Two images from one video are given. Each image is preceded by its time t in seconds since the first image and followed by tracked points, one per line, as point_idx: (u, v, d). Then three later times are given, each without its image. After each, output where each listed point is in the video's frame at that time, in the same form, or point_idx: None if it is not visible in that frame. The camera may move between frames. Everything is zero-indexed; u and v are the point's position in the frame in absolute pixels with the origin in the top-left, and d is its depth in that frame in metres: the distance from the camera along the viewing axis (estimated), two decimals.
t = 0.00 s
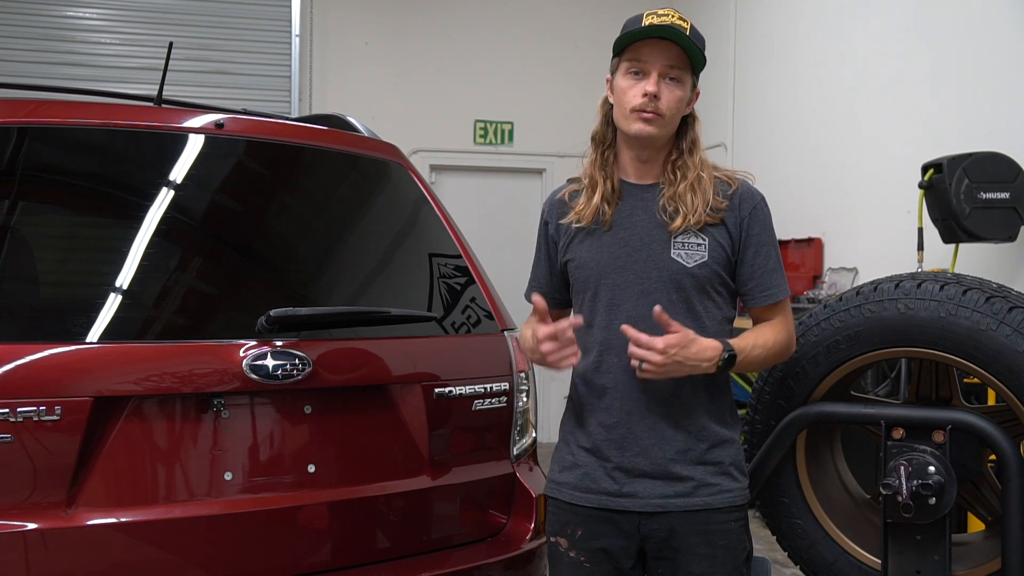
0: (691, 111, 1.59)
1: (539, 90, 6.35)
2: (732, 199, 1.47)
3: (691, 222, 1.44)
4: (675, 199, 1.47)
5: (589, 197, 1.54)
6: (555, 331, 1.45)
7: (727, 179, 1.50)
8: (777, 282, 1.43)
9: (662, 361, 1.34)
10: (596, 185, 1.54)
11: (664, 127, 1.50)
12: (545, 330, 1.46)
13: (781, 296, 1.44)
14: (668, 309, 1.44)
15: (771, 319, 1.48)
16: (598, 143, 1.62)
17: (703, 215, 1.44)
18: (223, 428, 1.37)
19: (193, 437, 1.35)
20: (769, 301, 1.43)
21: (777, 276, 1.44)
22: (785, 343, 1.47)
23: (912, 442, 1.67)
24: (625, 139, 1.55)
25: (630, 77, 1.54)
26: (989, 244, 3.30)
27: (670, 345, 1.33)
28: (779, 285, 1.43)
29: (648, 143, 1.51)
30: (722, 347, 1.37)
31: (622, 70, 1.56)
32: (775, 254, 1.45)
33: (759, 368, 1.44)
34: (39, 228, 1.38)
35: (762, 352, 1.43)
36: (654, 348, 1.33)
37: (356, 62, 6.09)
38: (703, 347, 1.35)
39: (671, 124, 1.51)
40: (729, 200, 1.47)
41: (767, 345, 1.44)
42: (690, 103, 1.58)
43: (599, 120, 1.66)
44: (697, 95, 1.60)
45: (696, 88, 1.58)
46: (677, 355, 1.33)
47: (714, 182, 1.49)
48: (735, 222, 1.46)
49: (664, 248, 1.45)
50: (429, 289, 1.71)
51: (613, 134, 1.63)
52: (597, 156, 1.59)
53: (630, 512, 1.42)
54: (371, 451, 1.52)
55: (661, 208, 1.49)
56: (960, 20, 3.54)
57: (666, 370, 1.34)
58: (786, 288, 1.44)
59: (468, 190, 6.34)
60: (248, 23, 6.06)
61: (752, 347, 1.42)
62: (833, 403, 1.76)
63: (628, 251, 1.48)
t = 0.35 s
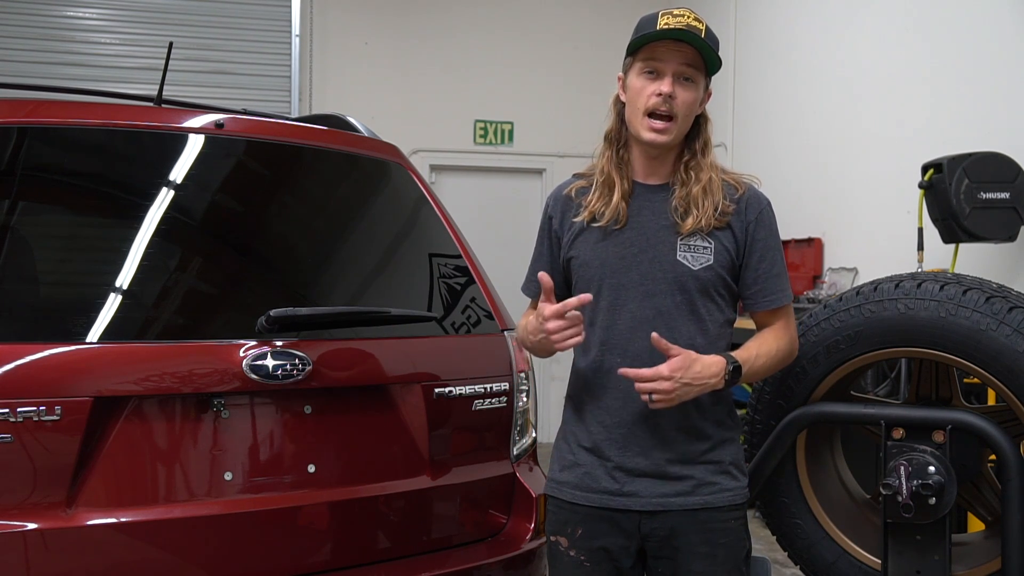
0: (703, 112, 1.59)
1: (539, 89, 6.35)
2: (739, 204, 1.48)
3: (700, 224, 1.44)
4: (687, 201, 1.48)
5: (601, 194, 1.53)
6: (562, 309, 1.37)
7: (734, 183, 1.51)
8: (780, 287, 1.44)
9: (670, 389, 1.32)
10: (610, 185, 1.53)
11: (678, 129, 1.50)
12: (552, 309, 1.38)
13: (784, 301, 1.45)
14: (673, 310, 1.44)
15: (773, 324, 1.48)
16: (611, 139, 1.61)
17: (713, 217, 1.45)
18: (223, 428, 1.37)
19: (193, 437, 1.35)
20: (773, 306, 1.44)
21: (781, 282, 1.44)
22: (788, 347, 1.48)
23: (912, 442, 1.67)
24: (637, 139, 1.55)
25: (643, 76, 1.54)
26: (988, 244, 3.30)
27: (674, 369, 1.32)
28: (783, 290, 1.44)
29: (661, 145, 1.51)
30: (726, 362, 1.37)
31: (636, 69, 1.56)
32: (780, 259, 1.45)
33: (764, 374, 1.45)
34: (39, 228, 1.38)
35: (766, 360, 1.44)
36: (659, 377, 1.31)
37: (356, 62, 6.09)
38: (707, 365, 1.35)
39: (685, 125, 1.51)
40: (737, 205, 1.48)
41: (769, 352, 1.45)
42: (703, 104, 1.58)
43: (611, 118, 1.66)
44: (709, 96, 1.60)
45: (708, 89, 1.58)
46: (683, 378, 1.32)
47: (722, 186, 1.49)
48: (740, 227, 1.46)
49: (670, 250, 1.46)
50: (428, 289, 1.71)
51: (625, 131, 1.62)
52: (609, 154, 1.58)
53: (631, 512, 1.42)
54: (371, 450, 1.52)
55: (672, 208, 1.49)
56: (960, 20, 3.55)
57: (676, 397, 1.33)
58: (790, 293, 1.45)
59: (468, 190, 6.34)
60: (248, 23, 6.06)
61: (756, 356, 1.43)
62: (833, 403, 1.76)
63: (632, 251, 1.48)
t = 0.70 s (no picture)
0: (708, 109, 1.59)
1: (539, 89, 6.35)
2: (743, 206, 1.47)
3: (704, 222, 1.44)
4: (691, 198, 1.48)
5: (605, 192, 1.53)
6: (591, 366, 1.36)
7: (738, 184, 1.50)
8: (783, 289, 1.43)
9: (662, 408, 1.33)
10: (615, 183, 1.54)
11: (682, 124, 1.51)
12: (579, 362, 1.37)
13: (787, 304, 1.44)
14: (675, 311, 1.44)
15: (772, 329, 1.48)
16: (616, 139, 1.61)
17: (716, 216, 1.45)
18: (223, 428, 1.37)
19: (193, 437, 1.35)
20: (775, 308, 1.43)
21: (785, 285, 1.44)
22: (789, 352, 1.47)
23: (912, 442, 1.67)
24: (642, 136, 1.55)
25: (648, 72, 1.54)
26: (988, 244, 3.30)
27: (663, 388, 1.33)
28: (786, 292, 1.43)
29: (665, 141, 1.52)
30: (716, 370, 1.38)
31: (640, 66, 1.56)
32: (783, 263, 1.45)
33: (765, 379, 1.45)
34: (39, 228, 1.38)
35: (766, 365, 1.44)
36: (649, 399, 1.33)
37: (356, 62, 6.09)
38: (698, 378, 1.35)
39: (689, 120, 1.51)
40: (740, 206, 1.47)
41: (769, 357, 1.45)
42: (708, 101, 1.58)
43: (616, 117, 1.66)
44: (714, 94, 1.60)
45: (713, 87, 1.58)
46: (674, 395, 1.33)
47: (726, 187, 1.49)
48: (744, 229, 1.46)
49: (673, 250, 1.46)
50: (429, 289, 1.71)
51: (629, 129, 1.62)
52: (615, 153, 1.58)
53: (631, 513, 1.42)
54: (371, 450, 1.52)
55: (677, 206, 1.49)
56: (960, 20, 3.55)
57: (671, 415, 1.34)
58: (793, 297, 1.44)
59: (468, 191, 6.34)
60: (248, 23, 6.06)
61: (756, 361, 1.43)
62: (832, 403, 1.76)
63: (635, 251, 1.48)
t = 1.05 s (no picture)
0: (707, 106, 1.59)
1: (539, 89, 6.35)
2: (745, 205, 1.48)
3: (705, 220, 1.44)
4: (694, 196, 1.48)
5: (607, 195, 1.53)
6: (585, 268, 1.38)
7: (739, 183, 1.51)
8: (786, 288, 1.44)
9: (671, 393, 1.34)
10: (615, 185, 1.53)
11: (680, 127, 1.51)
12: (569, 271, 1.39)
13: (790, 303, 1.44)
14: (677, 309, 1.44)
15: (777, 327, 1.47)
16: (615, 142, 1.61)
17: (718, 214, 1.45)
18: (223, 428, 1.37)
19: (193, 437, 1.35)
20: (779, 307, 1.44)
21: (787, 283, 1.45)
22: (794, 348, 1.47)
23: (912, 442, 1.67)
24: (641, 139, 1.55)
25: (643, 78, 1.53)
26: (988, 244, 3.29)
27: (672, 374, 1.34)
28: (788, 291, 1.44)
29: (664, 144, 1.52)
30: (726, 363, 1.38)
31: (635, 71, 1.55)
32: (785, 261, 1.45)
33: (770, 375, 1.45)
34: (39, 228, 1.38)
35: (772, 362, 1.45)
36: (658, 383, 1.33)
37: (356, 61, 6.09)
38: (708, 368, 1.36)
39: (687, 122, 1.51)
40: (742, 204, 1.47)
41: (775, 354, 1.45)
42: (706, 99, 1.58)
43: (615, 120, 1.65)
44: (712, 90, 1.60)
45: (710, 83, 1.57)
46: (682, 381, 1.34)
47: (727, 185, 1.49)
48: (746, 227, 1.46)
49: (675, 248, 1.46)
50: (428, 289, 1.71)
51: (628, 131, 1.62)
52: (615, 156, 1.58)
53: (632, 513, 1.42)
54: (371, 450, 1.52)
55: (680, 205, 1.49)
56: (959, 20, 3.55)
57: (678, 403, 1.34)
58: (796, 296, 1.45)
59: (468, 191, 6.34)
60: (248, 23, 6.06)
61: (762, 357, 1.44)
62: (833, 403, 1.76)
63: (636, 250, 1.48)
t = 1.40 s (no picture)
0: (709, 106, 1.59)
1: (539, 89, 6.35)
2: (747, 202, 1.47)
3: (707, 218, 1.44)
4: (694, 196, 1.48)
5: (607, 193, 1.53)
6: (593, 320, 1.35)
7: (742, 181, 1.50)
8: (789, 286, 1.44)
9: (674, 376, 1.33)
10: (616, 183, 1.53)
11: (678, 126, 1.50)
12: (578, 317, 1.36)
13: (795, 300, 1.44)
14: (678, 309, 1.45)
15: (791, 317, 1.47)
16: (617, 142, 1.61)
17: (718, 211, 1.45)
18: (223, 429, 1.37)
19: (193, 437, 1.35)
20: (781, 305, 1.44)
21: (790, 281, 1.44)
22: (805, 338, 1.46)
23: (912, 442, 1.67)
24: (642, 138, 1.55)
25: (641, 76, 1.54)
26: (989, 244, 3.29)
27: (674, 356, 1.33)
28: (791, 289, 1.44)
29: (664, 143, 1.51)
30: (730, 348, 1.38)
31: (634, 71, 1.56)
32: (789, 258, 1.45)
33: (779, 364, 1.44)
34: (39, 227, 1.38)
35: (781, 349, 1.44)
36: (660, 366, 1.33)
37: (356, 61, 6.09)
38: (711, 351, 1.36)
39: (686, 121, 1.51)
40: (744, 203, 1.47)
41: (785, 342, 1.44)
42: (707, 98, 1.57)
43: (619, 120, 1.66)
44: (714, 90, 1.60)
45: (712, 82, 1.57)
46: (685, 364, 1.33)
47: (729, 184, 1.49)
48: (749, 226, 1.46)
49: (676, 248, 1.46)
50: (428, 289, 1.71)
51: (630, 131, 1.62)
52: (617, 154, 1.58)
53: (633, 512, 1.42)
54: (371, 451, 1.52)
55: (680, 204, 1.49)
56: (959, 21, 3.55)
57: (681, 386, 1.34)
58: (800, 293, 1.44)
59: (468, 191, 6.34)
60: (248, 23, 6.06)
61: (770, 343, 1.43)
62: (832, 403, 1.76)
63: (638, 250, 1.48)
